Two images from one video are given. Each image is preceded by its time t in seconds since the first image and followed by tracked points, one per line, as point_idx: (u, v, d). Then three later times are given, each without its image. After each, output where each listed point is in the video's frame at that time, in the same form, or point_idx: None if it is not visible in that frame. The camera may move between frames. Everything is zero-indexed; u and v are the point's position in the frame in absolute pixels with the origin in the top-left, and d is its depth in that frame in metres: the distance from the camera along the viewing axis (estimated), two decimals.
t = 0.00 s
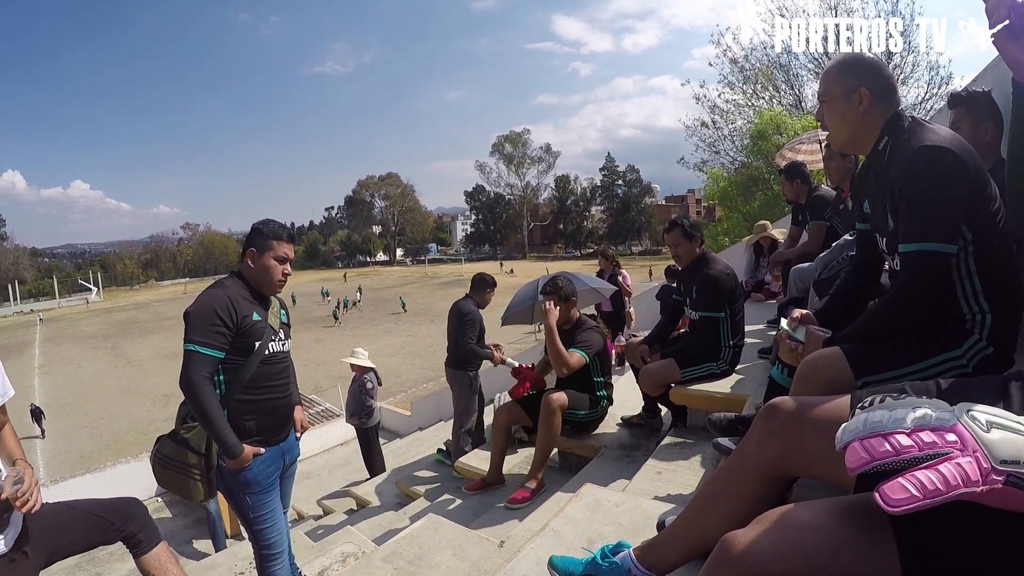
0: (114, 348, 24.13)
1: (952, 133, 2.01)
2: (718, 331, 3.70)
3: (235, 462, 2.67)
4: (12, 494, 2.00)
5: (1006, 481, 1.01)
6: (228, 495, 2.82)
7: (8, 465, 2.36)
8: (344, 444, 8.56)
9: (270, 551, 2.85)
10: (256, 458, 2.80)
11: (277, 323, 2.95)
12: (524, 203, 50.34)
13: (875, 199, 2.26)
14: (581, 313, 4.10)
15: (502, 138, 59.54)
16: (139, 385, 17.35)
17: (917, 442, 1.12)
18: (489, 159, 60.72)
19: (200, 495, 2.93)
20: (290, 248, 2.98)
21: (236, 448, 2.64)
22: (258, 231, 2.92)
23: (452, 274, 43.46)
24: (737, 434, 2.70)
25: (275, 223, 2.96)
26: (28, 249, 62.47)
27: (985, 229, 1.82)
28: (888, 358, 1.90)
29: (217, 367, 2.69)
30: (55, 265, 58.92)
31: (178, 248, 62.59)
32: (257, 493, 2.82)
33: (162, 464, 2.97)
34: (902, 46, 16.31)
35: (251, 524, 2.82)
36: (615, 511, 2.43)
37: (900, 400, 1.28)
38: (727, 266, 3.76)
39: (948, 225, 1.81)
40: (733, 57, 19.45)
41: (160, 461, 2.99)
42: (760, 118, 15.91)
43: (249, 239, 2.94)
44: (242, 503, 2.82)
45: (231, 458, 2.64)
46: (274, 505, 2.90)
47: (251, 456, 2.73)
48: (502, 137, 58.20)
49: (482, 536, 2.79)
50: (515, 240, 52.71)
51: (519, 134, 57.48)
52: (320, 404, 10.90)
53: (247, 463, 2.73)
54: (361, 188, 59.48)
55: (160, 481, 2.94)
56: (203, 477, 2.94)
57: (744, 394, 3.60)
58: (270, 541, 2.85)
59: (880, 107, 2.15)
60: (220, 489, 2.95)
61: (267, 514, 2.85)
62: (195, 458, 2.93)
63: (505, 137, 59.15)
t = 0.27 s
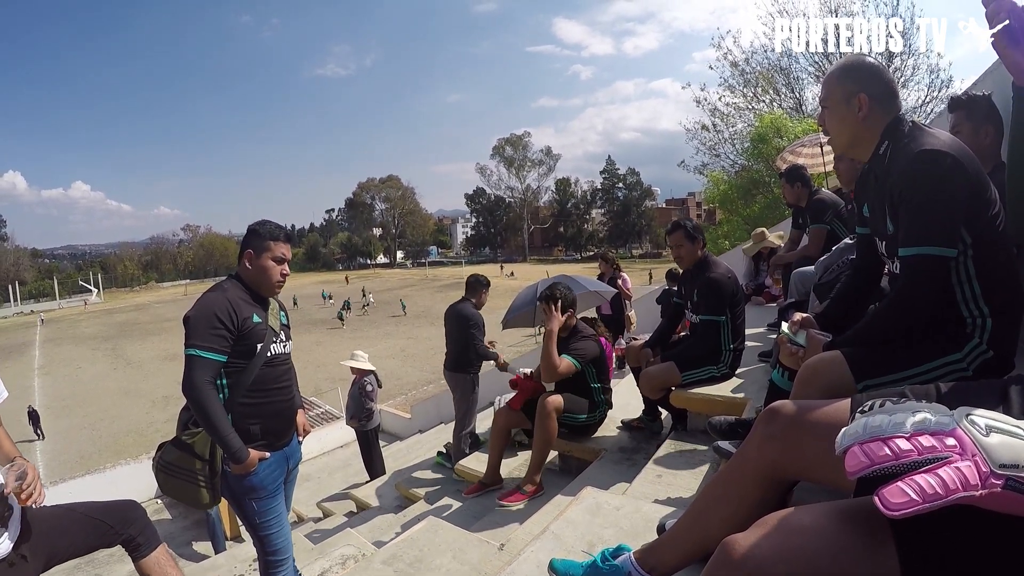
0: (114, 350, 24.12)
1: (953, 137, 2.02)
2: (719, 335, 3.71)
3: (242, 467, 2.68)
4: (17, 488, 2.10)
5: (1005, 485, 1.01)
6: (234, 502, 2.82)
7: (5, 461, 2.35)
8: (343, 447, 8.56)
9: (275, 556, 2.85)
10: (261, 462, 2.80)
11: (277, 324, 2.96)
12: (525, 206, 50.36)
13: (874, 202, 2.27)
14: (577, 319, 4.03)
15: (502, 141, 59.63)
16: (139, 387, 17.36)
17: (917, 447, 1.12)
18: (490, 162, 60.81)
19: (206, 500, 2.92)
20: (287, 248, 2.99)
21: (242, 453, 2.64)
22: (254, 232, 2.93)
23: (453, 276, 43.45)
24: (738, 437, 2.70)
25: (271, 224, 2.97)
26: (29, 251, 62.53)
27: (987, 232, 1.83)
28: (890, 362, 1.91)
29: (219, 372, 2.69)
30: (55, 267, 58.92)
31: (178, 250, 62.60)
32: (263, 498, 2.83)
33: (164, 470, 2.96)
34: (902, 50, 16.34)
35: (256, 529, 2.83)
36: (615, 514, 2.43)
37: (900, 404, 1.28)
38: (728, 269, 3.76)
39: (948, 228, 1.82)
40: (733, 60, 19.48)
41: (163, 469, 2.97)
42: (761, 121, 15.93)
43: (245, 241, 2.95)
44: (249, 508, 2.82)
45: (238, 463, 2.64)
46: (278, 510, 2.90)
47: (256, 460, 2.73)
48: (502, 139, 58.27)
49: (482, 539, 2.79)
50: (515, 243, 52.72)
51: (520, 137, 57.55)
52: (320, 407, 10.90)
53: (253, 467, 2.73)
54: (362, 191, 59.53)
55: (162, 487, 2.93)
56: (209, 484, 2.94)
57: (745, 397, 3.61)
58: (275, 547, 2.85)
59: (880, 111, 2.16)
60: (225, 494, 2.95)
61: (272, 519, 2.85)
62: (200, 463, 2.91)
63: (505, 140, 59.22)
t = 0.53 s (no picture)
0: (116, 348, 24.16)
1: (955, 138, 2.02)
2: (722, 338, 3.71)
3: (248, 466, 2.69)
4: (16, 483, 2.14)
5: (1006, 488, 1.02)
6: (238, 501, 2.83)
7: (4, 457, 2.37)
8: (344, 447, 8.56)
9: (276, 555, 2.86)
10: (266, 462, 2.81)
11: (279, 320, 2.97)
12: (526, 207, 50.39)
13: (873, 202, 2.27)
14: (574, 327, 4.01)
15: (504, 142, 59.68)
16: (140, 386, 17.39)
17: (918, 450, 1.12)
18: (492, 163, 60.87)
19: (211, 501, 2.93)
20: (281, 242, 3.01)
21: (248, 452, 2.65)
22: (249, 229, 2.93)
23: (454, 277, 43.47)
24: (739, 440, 2.70)
25: (267, 221, 2.98)
26: (32, 249, 62.68)
27: (988, 235, 1.83)
28: (891, 364, 1.91)
29: (224, 371, 2.69)
30: (57, 265, 59.03)
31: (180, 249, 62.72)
32: (268, 498, 2.84)
33: (167, 468, 2.97)
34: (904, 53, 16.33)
35: (259, 528, 2.83)
36: (616, 516, 2.43)
37: (902, 407, 1.28)
38: (730, 271, 3.76)
39: (950, 231, 1.82)
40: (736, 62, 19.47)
41: (166, 469, 2.98)
42: (763, 124, 15.93)
43: (242, 238, 2.95)
44: (253, 508, 2.83)
45: (243, 462, 2.65)
46: (282, 511, 2.91)
47: (262, 460, 2.74)
48: (505, 140, 58.31)
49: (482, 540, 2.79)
50: (517, 244, 52.73)
51: (522, 138, 57.59)
52: (321, 407, 10.91)
53: (259, 467, 2.74)
54: (364, 191, 59.57)
55: (164, 485, 2.94)
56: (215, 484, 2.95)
57: (746, 400, 3.61)
58: (279, 547, 2.86)
59: (882, 113, 2.16)
60: (229, 493, 2.96)
61: (275, 518, 2.85)
62: (206, 463, 2.92)
63: (507, 141, 59.25)
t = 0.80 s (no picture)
0: (115, 347, 24.15)
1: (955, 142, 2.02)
2: (722, 341, 3.71)
3: (245, 465, 2.69)
4: (6, 483, 2.07)
5: (1005, 491, 1.02)
6: (234, 499, 2.83)
7: None
8: (343, 448, 8.56)
9: (272, 553, 2.86)
10: (263, 460, 2.81)
11: (280, 321, 2.98)
12: (527, 208, 50.41)
13: (872, 205, 2.28)
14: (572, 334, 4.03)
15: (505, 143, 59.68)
16: (139, 385, 17.39)
17: (918, 453, 1.12)
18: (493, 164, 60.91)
19: (206, 496, 2.94)
20: (284, 243, 3.02)
21: (246, 451, 2.65)
22: (252, 230, 2.93)
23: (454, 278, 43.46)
24: (739, 442, 2.70)
25: (270, 221, 2.98)
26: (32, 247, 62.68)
27: (987, 237, 1.84)
28: (891, 367, 1.91)
29: (224, 371, 2.69)
30: (58, 264, 59.03)
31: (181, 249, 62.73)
32: (263, 496, 2.83)
33: (166, 464, 2.97)
34: (905, 56, 16.35)
35: (255, 526, 2.83)
36: (616, 518, 2.43)
37: (901, 411, 1.28)
38: (730, 274, 3.76)
39: (949, 234, 1.82)
40: (737, 65, 19.48)
41: (165, 463, 2.98)
42: (764, 126, 15.94)
43: (245, 239, 2.95)
44: (249, 505, 2.83)
45: (240, 461, 2.65)
46: (277, 508, 2.91)
47: (259, 459, 2.74)
48: (506, 142, 58.34)
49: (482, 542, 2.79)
50: (517, 245, 52.73)
51: (523, 140, 57.63)
52: (321, 407, 10.90)
53: (255, 466, 2.74)
54: (365, 192, 59.60)
55: (163, 481, 2.94)
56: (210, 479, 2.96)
57: (747, 403, 3.61)
58: (272, 543, 2.86)
59: (883, 116, 2.16)
60: (225, 489, 2.97)
61: (271, 517, 2.85)
62: (202, 458, 2.94)
63: (508, 143, 59.29)
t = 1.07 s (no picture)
0: (119, 347, 24.24)
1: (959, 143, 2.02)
2: (726, 342, 3.71)
3: (244, 462, 2.70)
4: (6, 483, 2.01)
5: (1009, 490, 1.02)
6: (235, 495, 2.84)
7: (1, 454, 2.35)
8: (346, 448, 8.58)
9: (273, 549, 2.87)
10: (264, 458, 2.83)
11: (284, 324, 2.99)
12: (530, 209, 50.43)
13: (875, 206, 2.28)
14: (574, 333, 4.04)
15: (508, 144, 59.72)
16: (143, 385, 17.46)
17: (922, 453, 1.13)
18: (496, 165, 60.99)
19: (206, 493, 2.95)
20: (294, 248, 3.03)
21: (245, 449, 2.66)
22: (262, 234, 2.96)
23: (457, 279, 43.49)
24: (744, 443, 2.69)
25: (278, 224, 3.00)
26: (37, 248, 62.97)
27: (991, 238, 1.84)
28: (895, 368, 1.91)
29: (226, 371, 2.71)
30: (63, 265, 59.31)
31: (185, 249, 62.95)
32: (263, 492, 2.85)
33: (170, 460, 3.00)
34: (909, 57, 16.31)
35: (257, 524, 2.85)
36: (620, 519, 2.43)
37: (907, 412, 1.28)
38: (734, 276, 3.76)
39: (952, 234, 1.82)
40: (741, 66, 19.45)
41: (169, 459, 3.00)
42: (767, 127, 15.91)
43: (254, 241, 2.97)
44: (249, 501, 2.84)
45: (240, 459, 2.67)
46: (279, 504, 2.92)
47: (258, 456, 2.75)
48: (509, 143, 58.38)
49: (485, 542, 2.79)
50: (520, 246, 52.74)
51: (526, 141, 57.66)
52: (324, 408, 10.92)
53: (254, 463, 2.75)
54: (368, 193, 59.70)
55: (167, 478, 2.96)
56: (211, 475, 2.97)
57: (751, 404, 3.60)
58: (273, 539, 2.87)
59: (887, 117, 2.16)
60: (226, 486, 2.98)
61: (271, 513, 2.86)
62: (203, 456, 2.96)
63: (511, 144, 59.33)
